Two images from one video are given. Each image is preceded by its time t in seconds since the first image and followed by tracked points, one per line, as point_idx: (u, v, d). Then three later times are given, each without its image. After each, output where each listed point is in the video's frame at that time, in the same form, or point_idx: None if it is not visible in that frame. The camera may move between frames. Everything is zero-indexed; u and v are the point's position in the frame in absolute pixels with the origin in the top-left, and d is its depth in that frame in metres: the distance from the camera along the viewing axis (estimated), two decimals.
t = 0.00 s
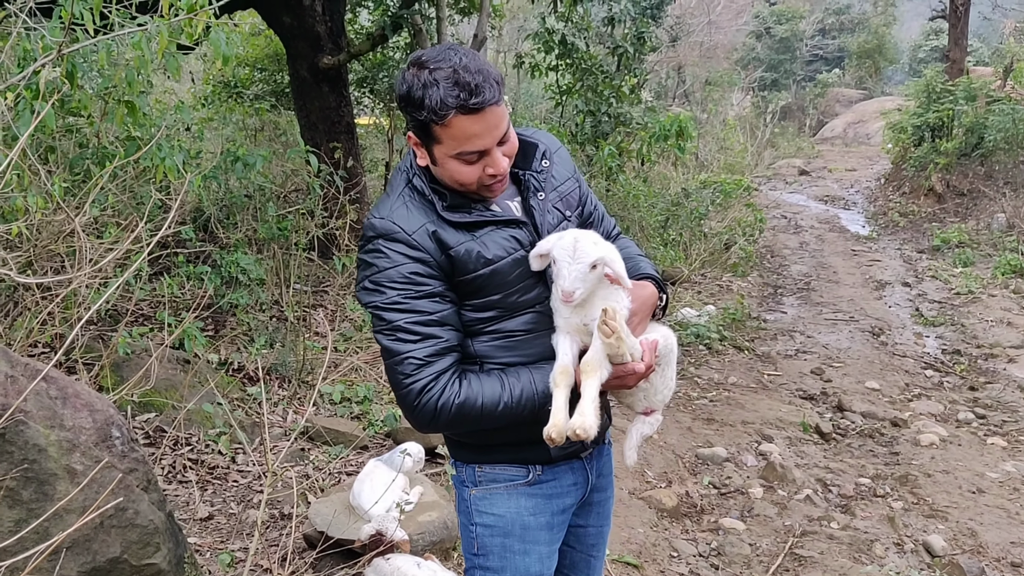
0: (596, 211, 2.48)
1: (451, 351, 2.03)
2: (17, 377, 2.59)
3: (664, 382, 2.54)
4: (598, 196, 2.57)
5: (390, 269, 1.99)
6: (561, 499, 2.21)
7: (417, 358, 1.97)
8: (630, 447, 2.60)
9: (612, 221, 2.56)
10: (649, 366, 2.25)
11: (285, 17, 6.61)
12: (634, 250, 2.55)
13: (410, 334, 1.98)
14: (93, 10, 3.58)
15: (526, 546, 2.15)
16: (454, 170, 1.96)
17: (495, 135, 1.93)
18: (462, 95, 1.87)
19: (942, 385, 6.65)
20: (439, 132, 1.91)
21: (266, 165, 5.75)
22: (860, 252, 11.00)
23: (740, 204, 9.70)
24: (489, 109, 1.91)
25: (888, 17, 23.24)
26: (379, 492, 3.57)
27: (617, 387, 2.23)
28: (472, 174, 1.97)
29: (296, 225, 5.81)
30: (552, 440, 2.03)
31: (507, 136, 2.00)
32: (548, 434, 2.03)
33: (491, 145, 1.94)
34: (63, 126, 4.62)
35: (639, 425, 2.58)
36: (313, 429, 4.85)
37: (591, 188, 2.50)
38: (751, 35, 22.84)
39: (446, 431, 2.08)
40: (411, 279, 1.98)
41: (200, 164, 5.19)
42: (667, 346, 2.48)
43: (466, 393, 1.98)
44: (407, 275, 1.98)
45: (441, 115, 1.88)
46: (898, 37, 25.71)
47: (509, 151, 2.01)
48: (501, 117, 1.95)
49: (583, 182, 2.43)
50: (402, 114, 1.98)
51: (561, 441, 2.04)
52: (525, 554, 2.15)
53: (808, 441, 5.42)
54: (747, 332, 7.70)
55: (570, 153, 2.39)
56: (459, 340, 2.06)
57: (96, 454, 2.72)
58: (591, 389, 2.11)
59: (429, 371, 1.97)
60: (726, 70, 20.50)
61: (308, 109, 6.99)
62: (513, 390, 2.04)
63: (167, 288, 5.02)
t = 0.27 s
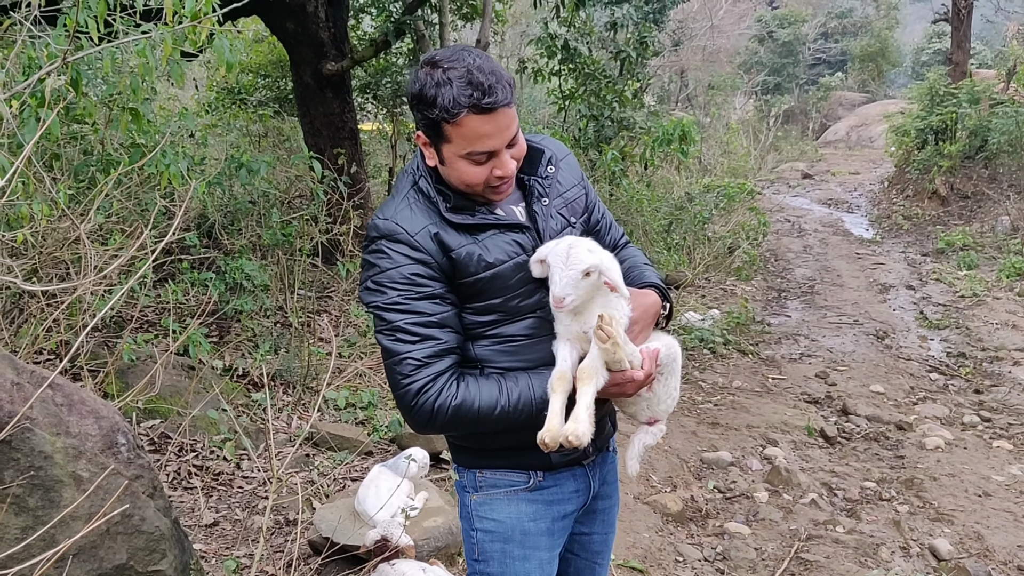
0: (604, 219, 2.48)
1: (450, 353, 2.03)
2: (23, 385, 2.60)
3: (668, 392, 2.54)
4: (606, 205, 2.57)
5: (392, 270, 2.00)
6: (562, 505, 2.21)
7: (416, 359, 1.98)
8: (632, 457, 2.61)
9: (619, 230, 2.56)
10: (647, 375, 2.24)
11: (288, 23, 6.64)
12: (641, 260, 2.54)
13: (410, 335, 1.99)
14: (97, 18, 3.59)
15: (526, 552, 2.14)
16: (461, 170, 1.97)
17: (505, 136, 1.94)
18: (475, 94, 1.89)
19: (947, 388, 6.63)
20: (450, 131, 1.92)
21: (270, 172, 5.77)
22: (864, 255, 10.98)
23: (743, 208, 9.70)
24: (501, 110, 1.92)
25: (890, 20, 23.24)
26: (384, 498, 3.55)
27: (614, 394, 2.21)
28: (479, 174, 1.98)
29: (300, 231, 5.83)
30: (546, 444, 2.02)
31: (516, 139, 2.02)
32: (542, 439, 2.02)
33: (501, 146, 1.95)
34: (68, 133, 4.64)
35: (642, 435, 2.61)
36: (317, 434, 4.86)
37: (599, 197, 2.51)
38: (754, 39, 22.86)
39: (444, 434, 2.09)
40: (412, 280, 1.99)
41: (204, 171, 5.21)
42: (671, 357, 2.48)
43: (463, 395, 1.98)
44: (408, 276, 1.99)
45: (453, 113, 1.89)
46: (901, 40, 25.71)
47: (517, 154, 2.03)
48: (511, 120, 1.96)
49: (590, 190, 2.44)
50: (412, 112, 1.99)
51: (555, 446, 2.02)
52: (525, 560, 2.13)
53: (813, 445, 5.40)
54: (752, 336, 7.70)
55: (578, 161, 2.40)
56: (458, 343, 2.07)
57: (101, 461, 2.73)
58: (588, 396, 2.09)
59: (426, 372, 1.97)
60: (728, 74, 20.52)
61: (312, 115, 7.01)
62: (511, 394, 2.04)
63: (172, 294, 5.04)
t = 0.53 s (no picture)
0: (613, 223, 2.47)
1: (444, 348, 2.03)
2: (26, 384, 2.60)
3: (666, 399, 2.47)
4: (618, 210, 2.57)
5: (390, 262, 2.01)
6: (558, 505, 2.20)
7: (408, 351, 1.98)
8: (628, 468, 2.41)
9: (630, 236, 2.55)
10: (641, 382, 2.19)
11: (289, 22, 6.64)
12: (650, 266, 2.52)
13: (404, 327, 2.00)
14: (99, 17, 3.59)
15: (520, 550, 2.14)
16: (470, 161, 1.97)
17: (519, 131, 1.95)
18: (495, 85, 1.90)
19: (950, 386, 6.63)
20: (465, 121, 1.92)
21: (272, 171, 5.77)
22: (866, 253, 10.97)
23: (745, 207, 9.69)
24: (516, 105, 1.93)
25: (892, 18, 23.20)
26: (387, 497, 3.56)
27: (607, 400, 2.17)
28: (487, 167, 1.97)
29: (301, 230, 5.83)
30: (528, 445, 1.98)
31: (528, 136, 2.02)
32: (524, 439, 1.99)
33: (513, 140, 1.95)
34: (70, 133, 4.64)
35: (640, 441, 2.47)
36: (320, 434, 4.86)
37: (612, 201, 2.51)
38: (756, 37, 22.83)
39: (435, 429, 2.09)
40: (409, 273, 1.99)
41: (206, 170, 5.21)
42: (669, 364, 2.44)
43: (453, 390, 1.98)
44: (405, 269, 1.99)
45: (471, 102, 1.90)
46: (902, 39, 25.68)
47: (526, 152, 2.03)
48: (525, 116, 1.97)
49: (600, 194, 2.43)
50: (428, 100, 1.99)
51: (537, 448, 1.99)
52: (519, 559, 2.13)
53: (816, 444, 5.40)
54: (754, 335, 7.70)
55: (589, 165, 2.41)
56: (453, 339, 2.07)
57: (104, 460, 2.73)
58: (574, 400, 2.04)
59: (418, 364, 1.98)
60: (729, 73, 20.50)
61: (313, 115, 7.02)
62: (501, 393, 2.04)
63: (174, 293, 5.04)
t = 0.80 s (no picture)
0: (632, 231, 2.40)
1: (434, 338, 2.05)
2: (26, 384, 2.60)
3: (662, 414, 2.25)
4: (644, 218, 2.49)
5: (390, 247, 2.05)
6: (548, 507, 2.19)
7: (397, 335, 2.01)
8: (615, 479, 2.21)
9: (652, 246, 2.46)
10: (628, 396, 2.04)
11: (290, 22, 6.64)
12: (669, 278, 2.40)
13: (396, 312, 2.02)
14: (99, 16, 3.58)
15: (508, 548, 2.14)
16: (483, 147, 1.98)
17: (535, 123, 1.96)
18: (517, 74, 1.92)
19: (950, 386, 6.63)
20: (483, 107, 1.95)
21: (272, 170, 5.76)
22: (866, 252, 10.97)
23: (745, 206, 9.69)
24: (535, 97, 1.95)
25: (892, 17, 23.18)
26: (387, 497, 3.56)
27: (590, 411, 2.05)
28: (499, 155, 1.98)
29: (301, 229, 5.82)
30: (491, 441, 1.93)
31: (544, 131, 2.03)
32: (488, 434, 1.94)
33: (529, 131, 1.97)
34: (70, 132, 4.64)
35: (630, 456, 2.23)
36: (320, 433, 4.86)
37: (635, 209, 2.44)
38: (756, 36, 22.82)
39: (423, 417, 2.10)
40: (405, 260, 2.03)
41: (206, 170, 5.20)
42: (666, 378, 2.23)
43: (435, 379, 1.98)
44: (402, 256, 2.03)
45: (491, 88, 1.93)
46: (903, 38, 25.67)
47: (541, 147, 2.04)
48: (543, 109, 1.98)
49: (619, 201, 2.38)
50: (451, 86, 2.03)
51: (501, 445, 1.93)
52: (507, 557, 2.13)
53: (816, 443, 5.40)
54: (754, 334, 7.70)
55: (608, 171, 2.37)
56: (446, 330, 2.08)
57: (105, 459, 2.73)
58: (544, 404, 1.94)
59: (405, 349, 2.00)
60: (729, 72, 20.51)
61: (313, 114, 7.02)
62: (483, 387, 2.02)
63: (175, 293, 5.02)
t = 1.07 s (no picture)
0: (655, 240, 2.30)
1: (430, 323, 2.10)
2: (28, 383, 2.60)
3: (652, 431, 2.15)
4: (674, 229, 2.38)
5: (401, 231, 2.13)
6: (539, 503, 2.19)
7: (395, 316, 2.09)
8: (597, 492, 2.15)
9: (676, 258, 2.35)
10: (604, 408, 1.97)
11: (290, 21, 6.64)
12: (689, 292, 2.29)
13: (398, 294, 2.10)
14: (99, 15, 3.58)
15: (498, 542, 2.14)
16: (500, 137, 2.00)
17: (551, 118, 1.96)
18: (537, 67, 1.93)
19: (951, 384, 6.63)
20: (502, 96, 1.97)
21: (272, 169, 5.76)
22: (866, 251, 10.97)
23: (745, 204, 9.68)
24: (554, 91, 1.95)
25: (892, 15, 23.15)
26: (388, 495, 3.57)
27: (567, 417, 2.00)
28: (514, 146, 1.99)
29: (302, 228, 5.82)
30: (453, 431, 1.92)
31: (563, 127, 2.02)
32: (452, 425, 1.93)
33: (544, 125, 1.96)
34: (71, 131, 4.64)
35: (615, 469, 2.15)
36: (320, 433, 4.86)
37: (664, 219, 2.34)
38: (756, 35, 22.81)
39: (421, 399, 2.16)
40: (411, 245, 2.10)
41: (206, 169, 5.20)
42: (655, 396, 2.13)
43: (422, 362, 2.03)
44: (409, 241, 2.10)
45: (511, 79, 1.94)
46: (903, 36, 25.65)
47: (559, 142, 2.03)
48: (561, 104, 1.98)
49: (644, 209, 2.29)
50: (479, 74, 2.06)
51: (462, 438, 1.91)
52: (496, 550, 2.14)
53: (816, 441, 5.40)
54: (754, 333, 7.70)
55: (635, 178, 2.29)
56: (445, 317, 2.13)
57: (106, 459, 2.73)
58: (511, 404, 1.91)
59: (401, 329, 2.08)
60: (730, 71, 20.50)
61: (314, 113, 7.01)
62: (467, 377, 2.03)
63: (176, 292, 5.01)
